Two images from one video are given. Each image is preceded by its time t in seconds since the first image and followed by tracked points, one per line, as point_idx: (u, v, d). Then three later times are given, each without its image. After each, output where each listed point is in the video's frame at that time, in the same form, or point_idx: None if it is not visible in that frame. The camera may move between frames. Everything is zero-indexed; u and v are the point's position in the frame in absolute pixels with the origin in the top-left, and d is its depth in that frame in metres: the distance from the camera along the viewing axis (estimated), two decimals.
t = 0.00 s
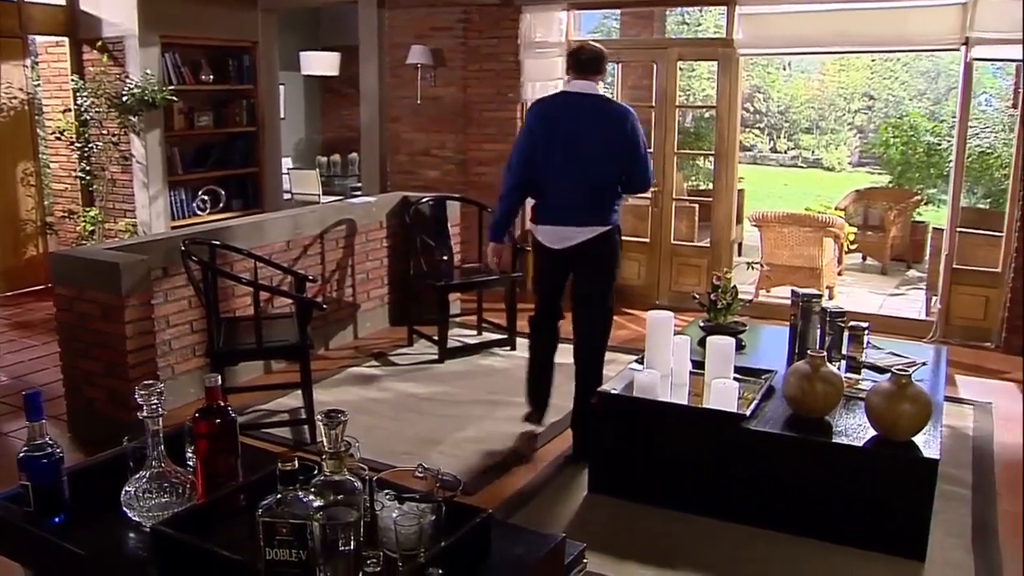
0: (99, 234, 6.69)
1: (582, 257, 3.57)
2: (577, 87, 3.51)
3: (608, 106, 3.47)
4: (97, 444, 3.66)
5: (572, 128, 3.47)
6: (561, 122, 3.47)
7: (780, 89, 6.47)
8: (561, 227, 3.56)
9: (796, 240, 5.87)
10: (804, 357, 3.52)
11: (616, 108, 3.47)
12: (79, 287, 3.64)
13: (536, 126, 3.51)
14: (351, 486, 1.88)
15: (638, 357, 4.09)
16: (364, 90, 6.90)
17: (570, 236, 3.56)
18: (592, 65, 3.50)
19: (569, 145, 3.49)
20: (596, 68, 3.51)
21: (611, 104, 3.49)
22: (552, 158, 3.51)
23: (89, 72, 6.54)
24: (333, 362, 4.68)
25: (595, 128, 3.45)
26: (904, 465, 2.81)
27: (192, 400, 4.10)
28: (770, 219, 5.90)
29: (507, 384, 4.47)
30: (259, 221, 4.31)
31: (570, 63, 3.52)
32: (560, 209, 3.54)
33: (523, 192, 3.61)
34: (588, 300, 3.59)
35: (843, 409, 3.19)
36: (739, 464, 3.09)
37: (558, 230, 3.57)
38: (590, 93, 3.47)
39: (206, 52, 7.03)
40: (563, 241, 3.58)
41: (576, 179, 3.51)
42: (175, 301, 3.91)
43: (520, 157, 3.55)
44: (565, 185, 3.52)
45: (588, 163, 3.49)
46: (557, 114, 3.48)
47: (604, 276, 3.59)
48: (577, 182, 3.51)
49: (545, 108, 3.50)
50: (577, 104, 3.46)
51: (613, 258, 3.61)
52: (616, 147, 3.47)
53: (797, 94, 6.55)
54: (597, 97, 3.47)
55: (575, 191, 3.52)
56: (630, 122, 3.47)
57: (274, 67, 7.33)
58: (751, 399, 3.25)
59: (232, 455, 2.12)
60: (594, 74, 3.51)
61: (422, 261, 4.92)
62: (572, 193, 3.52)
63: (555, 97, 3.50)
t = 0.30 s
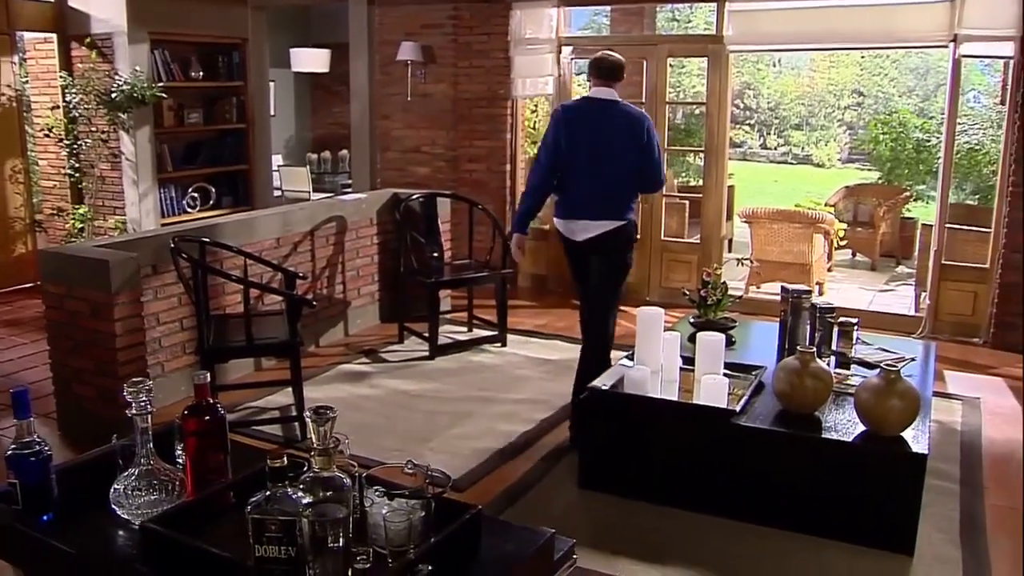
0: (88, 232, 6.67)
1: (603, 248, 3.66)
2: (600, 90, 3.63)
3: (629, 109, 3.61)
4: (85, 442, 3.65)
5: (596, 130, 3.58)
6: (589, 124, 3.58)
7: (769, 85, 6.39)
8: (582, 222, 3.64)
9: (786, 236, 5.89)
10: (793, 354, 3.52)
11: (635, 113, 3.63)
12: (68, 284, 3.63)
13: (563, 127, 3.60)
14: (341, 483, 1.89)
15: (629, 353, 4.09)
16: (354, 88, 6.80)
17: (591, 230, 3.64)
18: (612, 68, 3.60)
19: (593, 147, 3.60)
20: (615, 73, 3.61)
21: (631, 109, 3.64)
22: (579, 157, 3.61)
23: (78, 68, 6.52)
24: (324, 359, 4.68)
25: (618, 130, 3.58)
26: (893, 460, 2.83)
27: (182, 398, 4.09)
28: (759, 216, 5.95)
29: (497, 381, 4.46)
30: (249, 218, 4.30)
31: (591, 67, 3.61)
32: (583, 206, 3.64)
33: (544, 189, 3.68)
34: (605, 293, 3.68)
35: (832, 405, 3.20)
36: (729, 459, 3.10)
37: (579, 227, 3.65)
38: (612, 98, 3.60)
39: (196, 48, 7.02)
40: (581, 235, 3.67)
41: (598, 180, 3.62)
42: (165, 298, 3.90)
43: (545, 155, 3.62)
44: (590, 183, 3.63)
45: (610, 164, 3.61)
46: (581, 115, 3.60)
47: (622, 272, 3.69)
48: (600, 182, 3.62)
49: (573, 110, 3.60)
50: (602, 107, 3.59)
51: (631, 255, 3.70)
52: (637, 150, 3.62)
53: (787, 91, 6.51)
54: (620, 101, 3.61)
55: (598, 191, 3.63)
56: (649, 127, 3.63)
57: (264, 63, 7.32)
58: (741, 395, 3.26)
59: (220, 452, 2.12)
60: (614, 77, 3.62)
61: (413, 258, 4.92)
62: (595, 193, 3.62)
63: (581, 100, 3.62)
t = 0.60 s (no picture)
0: (78, 230, 6.65)
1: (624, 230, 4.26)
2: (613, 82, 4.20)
3: (638, 97, 4.16)
4: (75, 440, 3.64)
5: (611, 116, 4.16)
6: (600, 112, 4.18)
7: (759, 83, 6.56)
8: (597, 200, 4.23)
9: (777, 234, 5.92)
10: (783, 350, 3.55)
11: (647, 102, 4.17)
12: (57, 283, 3.62)
13: (578, 116, 4.23)
14: (330, 480, 1.88)
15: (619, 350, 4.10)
16: (344, 86, 7.01)
17: (604, 208, 4.22)
18: (626, 62, 4.15)
19: (606, 131, 4.19)
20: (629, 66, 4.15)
21: (641, 98, 4.17)
22: (593, 142, 4.22)
23: (67, 66, 6.49)
24: (315, 357, 4.68)
25: (626, 118, 4.15)
26: (883, 455, 2.84)
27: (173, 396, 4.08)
28: (750, 213, 5.93)
29: (488, 378, 4.47)
30: (239, 216, 4.30)
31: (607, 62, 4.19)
32: (597, 184, 4.23)
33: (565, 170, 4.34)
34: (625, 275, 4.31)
35: (822, 401, 3.21)
36: (720, 456, 3.11)
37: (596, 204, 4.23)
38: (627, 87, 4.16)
39: (185, 46, 7.00)
40: (598, 213, 4.24)
41: (613, 161, 4.21)
42: (155, 296, 3.89)
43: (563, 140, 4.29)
44: (604, 165, 4.21)
45: (623, 148, 4.19)
46: (596, 105, 4.18)
47: (640, 246, 4.30)
48: (614, 163, 4.20)
49: (587, 101, 4.21)
50: (613, 97, 4.16)
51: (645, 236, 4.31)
52: (648, 133, 4.17)
53: (777, 88, 6.57)
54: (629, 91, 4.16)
55: (611, 170, 4.20)
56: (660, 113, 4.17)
57: (253, 61, 7.30)
58: (731, 391, 3.27)
59: (209, 450, 2.11)
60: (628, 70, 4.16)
61: (403, 256, 4.92)
62: (609, 172, 4.20)
63: (595, 91, 4.21)
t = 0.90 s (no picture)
0: (67, 228, 6.64)
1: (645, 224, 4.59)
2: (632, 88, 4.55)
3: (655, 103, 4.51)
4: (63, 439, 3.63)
5: (630, 119, 4.50)
6: (620, 116, 4.52)
7: (748, 80, 6.39)
8: (616, 198, 4.56)
9: (765, 230, 5.93)
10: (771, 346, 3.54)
11: (663, 108, 4.52)
12: (45, 281, 3.61)
13: (599, 119, 4.57)
14: (318, 477, 1.89)
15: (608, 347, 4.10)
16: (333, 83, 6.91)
17: (624, 205, 4.56)
18: (646, 70, 4.50)
19: (626, 133, 4.53)
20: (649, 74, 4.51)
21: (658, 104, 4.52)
22: (612, 142, 4.56)
23: (55, 63, 6.46)
24: (304, 355, 4.68)
25: (643, 122, 4.50)
26: (871, 450, 2.86)
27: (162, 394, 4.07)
28: (738, 210, 5.96)
29: (478, 375, 4.48)
30: (228, 214, 4.30)
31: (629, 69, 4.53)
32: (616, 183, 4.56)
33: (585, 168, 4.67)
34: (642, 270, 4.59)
35: (810, 397, 3.23)
36: (710, 453, 3.12)
37: (615, 200, 4.57)
38: (647, 94, 4.51)
39: (173, 44, 7.00)
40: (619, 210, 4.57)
41: (630, 160, 4.54)
42: (144, 294, 3.89)
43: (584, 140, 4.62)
44: (622, 164, 4.55)
45: (640, 149, 4.54)
46: (616, 110, 4.52)
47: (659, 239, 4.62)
48: (632, 163, 4.54)
49: (607, 105, 4.55)
50: (631, 102, 4.51)
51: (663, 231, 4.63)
52: (663, 136, 4.52)
53: (765, 86, 6.50)
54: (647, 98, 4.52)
55: (630, 170, 4.54)
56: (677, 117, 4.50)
57: (242, 58, 7.29)
58: (720, 388, 3.29)
59: (197, 448, 2.12)
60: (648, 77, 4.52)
61: (393, 253, 4.92)
62: (628, 171, 4.54)
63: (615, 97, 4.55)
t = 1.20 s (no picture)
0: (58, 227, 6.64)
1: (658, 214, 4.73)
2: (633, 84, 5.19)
3: (655, 96, 5.13)
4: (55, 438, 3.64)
5: (634, 117, 5.16)
6: (624, 111, 5.17)
7: (738, 79, 6.55)
8: (625, 183, 5.28)
9: (755, 228, 5.95)
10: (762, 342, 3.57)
11: (662, 100, 5.14)
12: (37, 280, 3.62)
13: (606, 114, 5.24)
14: (309, 474, 1.90)
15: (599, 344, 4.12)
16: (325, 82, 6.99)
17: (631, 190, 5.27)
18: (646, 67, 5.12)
19: (630, 126, 5.19)
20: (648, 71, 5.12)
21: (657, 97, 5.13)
22: (619, 134, 5.23)
23: (46, 62, 6.46)
24: (296, 354, 4.68)
25: (645, 115, 5.14)
26: (859, 447, 2.88)
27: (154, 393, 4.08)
28: (729, 208, 5.98)
29: (469, 373, 4.49)
30: (219, 213, 4.31)
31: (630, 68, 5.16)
32: (625, 170, 5.26)
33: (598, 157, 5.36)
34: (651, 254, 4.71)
35: (800, 394, 3.25)
36: (700, 450, 3.14)
37: (622, 185, 5.28)
38: (647, 87, 5.13)
39: (165, 43, 7.00)
40: (627, 194, 5.30)
41: (635, 151, 5.21)
42: (136, 293, 3.89)
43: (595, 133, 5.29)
44: (628, 154, 5.23)
45: (643, 139, 5.19)
46: (621, 105, 5.18)
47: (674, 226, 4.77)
48: (637, 152, 5.21)
49: (612, 101, 5.21)
50: (633, 97, 5.14)
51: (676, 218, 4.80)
52: (664, 126, 5.16)
53: (756, 85, 6.69)
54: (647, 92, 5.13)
55: (636, 158, 5.22)
56: (675, 110, 5.13)
57: (234, 57, 7.29)
58: (710, 385, 3.30)
59: (188, 446, 2.12)
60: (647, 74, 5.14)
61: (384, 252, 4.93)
62: (633, 159, 5.21)
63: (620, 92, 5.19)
